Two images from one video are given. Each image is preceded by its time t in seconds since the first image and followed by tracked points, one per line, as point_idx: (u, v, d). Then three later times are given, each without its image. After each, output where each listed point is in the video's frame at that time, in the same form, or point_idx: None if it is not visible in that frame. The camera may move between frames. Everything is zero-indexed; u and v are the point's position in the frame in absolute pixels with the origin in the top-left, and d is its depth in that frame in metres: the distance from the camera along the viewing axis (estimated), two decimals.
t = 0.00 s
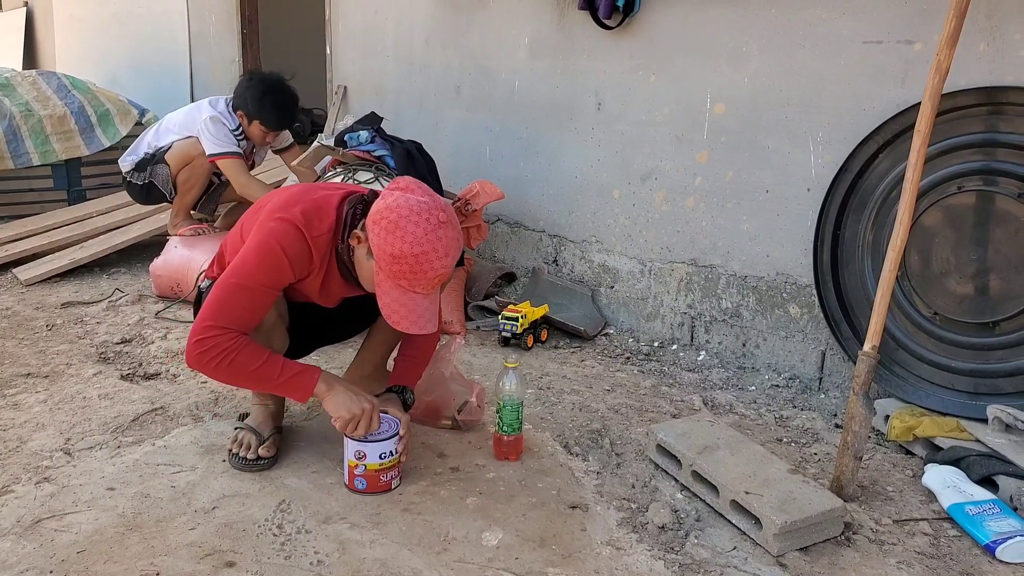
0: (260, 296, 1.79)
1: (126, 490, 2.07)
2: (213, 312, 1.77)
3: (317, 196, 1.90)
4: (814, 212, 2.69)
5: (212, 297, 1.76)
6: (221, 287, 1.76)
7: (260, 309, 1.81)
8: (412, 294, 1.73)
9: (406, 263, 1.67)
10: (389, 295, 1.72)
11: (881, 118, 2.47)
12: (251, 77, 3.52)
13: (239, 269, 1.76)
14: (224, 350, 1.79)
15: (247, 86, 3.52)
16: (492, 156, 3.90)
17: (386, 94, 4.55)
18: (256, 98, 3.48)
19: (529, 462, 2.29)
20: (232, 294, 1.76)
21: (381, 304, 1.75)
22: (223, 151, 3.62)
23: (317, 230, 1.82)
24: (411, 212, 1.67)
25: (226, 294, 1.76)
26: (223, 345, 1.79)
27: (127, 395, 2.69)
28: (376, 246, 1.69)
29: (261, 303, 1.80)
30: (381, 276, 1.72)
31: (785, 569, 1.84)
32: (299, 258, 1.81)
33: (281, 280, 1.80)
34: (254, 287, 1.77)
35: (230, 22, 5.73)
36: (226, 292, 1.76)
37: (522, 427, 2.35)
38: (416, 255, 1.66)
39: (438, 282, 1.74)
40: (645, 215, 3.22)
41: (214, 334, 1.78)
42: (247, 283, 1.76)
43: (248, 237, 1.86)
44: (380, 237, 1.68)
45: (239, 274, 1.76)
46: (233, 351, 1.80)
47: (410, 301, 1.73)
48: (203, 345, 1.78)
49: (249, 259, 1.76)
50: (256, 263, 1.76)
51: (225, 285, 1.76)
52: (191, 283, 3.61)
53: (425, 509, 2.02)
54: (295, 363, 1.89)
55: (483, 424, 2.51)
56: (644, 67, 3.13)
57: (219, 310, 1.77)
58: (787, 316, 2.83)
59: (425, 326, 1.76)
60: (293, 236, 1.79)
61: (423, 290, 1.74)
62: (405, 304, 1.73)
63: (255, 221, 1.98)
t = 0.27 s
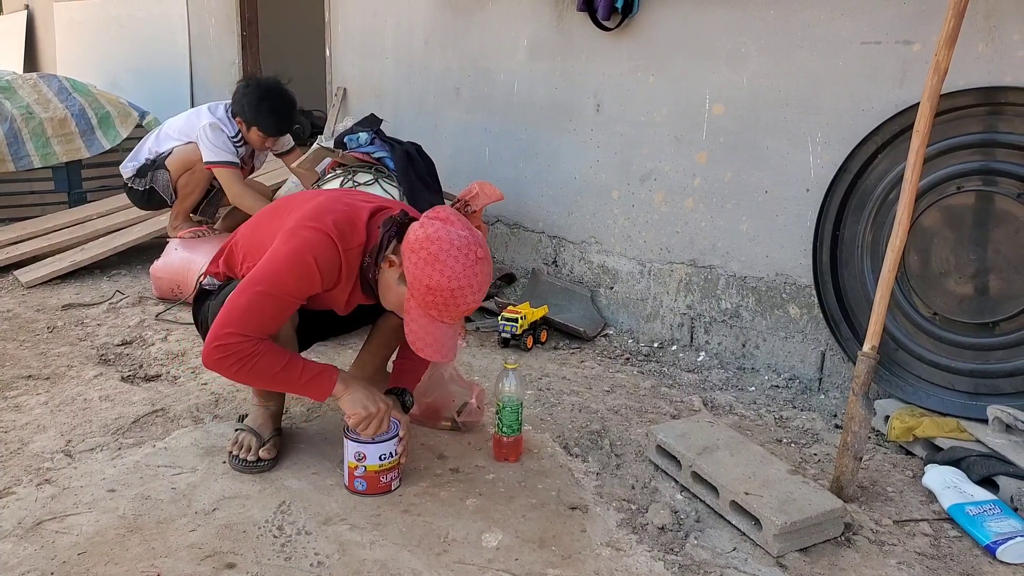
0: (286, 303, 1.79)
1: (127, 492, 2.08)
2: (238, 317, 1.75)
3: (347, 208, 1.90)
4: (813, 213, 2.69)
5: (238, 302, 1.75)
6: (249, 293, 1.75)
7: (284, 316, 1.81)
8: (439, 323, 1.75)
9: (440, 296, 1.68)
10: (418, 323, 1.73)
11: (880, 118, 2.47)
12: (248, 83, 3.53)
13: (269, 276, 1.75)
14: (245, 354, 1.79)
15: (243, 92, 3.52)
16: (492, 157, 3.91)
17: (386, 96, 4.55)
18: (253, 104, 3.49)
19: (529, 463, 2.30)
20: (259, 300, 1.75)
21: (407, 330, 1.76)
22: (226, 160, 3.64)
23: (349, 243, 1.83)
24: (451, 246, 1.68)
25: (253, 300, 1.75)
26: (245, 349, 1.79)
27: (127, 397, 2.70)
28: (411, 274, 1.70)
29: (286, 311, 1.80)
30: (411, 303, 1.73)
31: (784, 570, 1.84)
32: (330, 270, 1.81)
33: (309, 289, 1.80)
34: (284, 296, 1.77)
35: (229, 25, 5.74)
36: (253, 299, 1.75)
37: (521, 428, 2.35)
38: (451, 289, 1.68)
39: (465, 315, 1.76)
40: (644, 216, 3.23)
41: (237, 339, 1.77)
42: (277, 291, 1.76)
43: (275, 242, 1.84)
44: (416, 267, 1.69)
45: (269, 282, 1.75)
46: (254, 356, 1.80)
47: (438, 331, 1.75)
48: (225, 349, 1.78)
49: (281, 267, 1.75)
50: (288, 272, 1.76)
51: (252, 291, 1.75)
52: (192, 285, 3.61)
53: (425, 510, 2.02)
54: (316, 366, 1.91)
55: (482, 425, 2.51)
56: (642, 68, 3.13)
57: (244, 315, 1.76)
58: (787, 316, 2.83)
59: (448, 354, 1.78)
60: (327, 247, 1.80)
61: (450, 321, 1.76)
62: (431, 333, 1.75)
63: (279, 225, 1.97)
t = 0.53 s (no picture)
0: (301, 312, 1.77)
1: (127, 493, 2.08)
2: (250, 322, 1.73)
3: (366, 218, 1.89)
4: (813, 215, 2.69)
5: (252, 307, 1.73)
6: (262, 298, 1.73)
7: (297, 323, 1.79)
8: (456, 341, 1.76)
9: (462, 315, 1.70)
10: (436, 338, 1.75)
11: (879, 120, 2.48)
12: (253, 89, 3.53)
13: (286, 284, 1.73)
14: (253, 360, 1.77)
15: (248, 97, 3.53)
16: (492, 159, 3.91)
17: (386, 98, 4.56)
18: (258, 110, 3.49)
19: (528, 464, 2.30)
20: (274, 307, 1.73)
21: (424, 346, 1.77)
22: (225, 166, 3.66)
23: (366, 255, 1.82)
24: (477, 268, 1.70)
25: (268, 306, 1.73)
26: (255, 354, 1.77)
27: (128, 398, 2.70)
28: (435, 292, 1.71)
29: (298, 319, 1.78)
30: (431, 320, 1.75)
31: (784, 571, 1.85)
32: (345, 280, 1.80)
33: (324, 299, 1.79)
34: (297, 303, 1.75)
35: (230, 27, 5.75)
36: (268, 305, 1.73)
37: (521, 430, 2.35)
38: (473, 310, 1.70)
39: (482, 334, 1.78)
40: (644, 218, 3.23)
41: (247, 343, 1.75)
42: (292, 299, 1.74)
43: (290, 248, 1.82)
44: (441, 285, 1.70)
45: (284, 289, 1.73)
46: (264, 361, 1.78)
47: (454, 348, 1.76)
48: (234, 352, 1.75)
49: (299, 275, 1.73)
50: (305, 281, 1.74)
51: (268, 297, 1.73)
52: (193, 288, 3.62)
53: (425, 511, 2.02)
54: (324, 377, 1.89)
55: (482, 427, 2.51)
56: (642, 71, 3.14)
57: (258, 320, 1.74)
58: (786, 318, 2.83)
59: (462, 371, 1.80)
60: (345, 259, 1.78)
61: (467, 339, 1.77)
62: (448, 350, 1.76)
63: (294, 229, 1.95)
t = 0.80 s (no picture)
0: (302, 319, 1.76)
1: (126, 494, 2.08)
2: (251, 330, 1.72)
3: (365, 220, 1.88)
4: (812, 216, 2.70)
5: (254, 315, 1.72)
6: (263, 305, 1.72)
7: (298, 332, 1.78)
8: (458, 343, 1.76)
9: (463, 316, 1.70)
10: (437, 340, 1.74)
11: (878, 122, 2.48)
12: (255, 88, 3.53)
13: (287, 290, 1.72)
14: (257, 370, 1.76)
15: (251, 97, 3.52)
16: (491, 161, 3.91)
17: (386, 100, 4.57)
18: (260, 109, 3.49)
19: (527, 466, 2.30)
20: (276, 315, 1.72)
21: (425, 347, 1.76)
22: (225, 166, 3.66)
23: (366, 258, 1.81)
24: (478, 268, 1.70)
25: (269, 314, 1.72)
26: (257, 364, 1.75)
27: (127, 400, 2.70)
28: (435, 293, 1.71)
29: (299, 326, 1.77)
30: (432, 321, 1.74)
31: (782, 573, 1.85)
32: (345, 283, 1.79)
33: (324, 304, 1.78)
34: (298, 310, 1.74)
35: (229, 29, 5.75)
36: (269, 313, 1.72)
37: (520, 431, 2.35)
38: (475, 311, 1.70)
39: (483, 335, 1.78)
40: (643, 220, 3.23)
41: (250, 353, 1.74)
42: (293, 306, 1.73)
43: (288, 253, 1.81)
44: (442, 286, 1.70)
45: (284, 295, 1.72)
46: (265, 372, 1.77)
47: (455, 349, 1.75)
48: (237, 362, 1.74)
49: (299, 281, 1.72)
50: (305, 287, 1.72)
51: (269, 304, 1.72)
52: (192, 289, 3.62)
53: (423, 513, 2.02)
54: (327, 394, 1.87)
55: (481, 429, 2.51)
56: (641, 73, 3.15)
57: (260, 329, 1.73)
58: (785, 320, 2.83)
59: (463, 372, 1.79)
60: (345, 262, 1.77)
61: (468, 340, 1.77)
62: (450, 352, 1.76)
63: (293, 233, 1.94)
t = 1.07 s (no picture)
0: (295, 333, 1.75)
1: (125, 496, 2.08)
2: (247, 349, 1.71)
3: (350, 227, 1.88)
4: (811, 218, 2.70)
5: (247, 332, 1.71)
6: (255, 322, 1.71)
7: (292, 347, 1.77)
8: (449, 342, 1.75)
9: (453, 315, 1.70)
10: (428, 340, 1.74)
11: (877, 124, 2.49)
12: (258, 88, 3.54)
13: (277, 305, 1.71)
14: (256, 390, 1.74)
15: (253, 96, 3.53)
16: (491, 163, 3.92)
17: (385, 102, 4.57)
18: (262, 109, 3.50)
19: (526, 468, 2.30)
20: (269, 331, 1.71)
21: (416, 349, 1.76)
22: (221, 168, 3.66)
23: (353, 265, 1.81)
24: (466, 265, 1.71)
25: (262, 330, 1.71)
26: (254, 385, 1.73)
27: (126, 402, 2.70)
28: (424, 292, 1.71)
29: (293, 340, 1.76)
30: (422, 321, 1.74)
31: (781, 574, 1.85)
32: (334, 291, 1.79)
33: (314, 315, 1.77)
34: (290, 324, 1.73)
35: (229, 31, 5.76)
36: (262, 330, 1.71)
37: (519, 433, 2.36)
38: (464, 308, 1.70)
39: (474, 334, 1.78)
40: (643, 222, 3.24)
41: (246, 374, 1.72)
42: (285, 320, 1.72)
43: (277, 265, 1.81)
44: (430, 285, 1.70)
45: (274, 309, 1.71)
46: (262, 394, 1.75)
47: (447, 349, 1.75)
48: (234, 383, 1.72)
49: (289, 293, 1.72)
50: (296, 298, 1.72)
51: (261, 320, 1.71)
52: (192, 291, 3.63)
53: (423, 515, 2.02)
54: (323, 423, 1.85)
55: (481, 430, 2.51)
56: (640, 75, 3.15)
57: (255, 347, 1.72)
58: (784, 322, 2.83)
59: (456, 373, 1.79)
60: (332, 270, 1.77)
61: (460, 339, 1.77)
62: (442, 352, 1.75)
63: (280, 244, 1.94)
